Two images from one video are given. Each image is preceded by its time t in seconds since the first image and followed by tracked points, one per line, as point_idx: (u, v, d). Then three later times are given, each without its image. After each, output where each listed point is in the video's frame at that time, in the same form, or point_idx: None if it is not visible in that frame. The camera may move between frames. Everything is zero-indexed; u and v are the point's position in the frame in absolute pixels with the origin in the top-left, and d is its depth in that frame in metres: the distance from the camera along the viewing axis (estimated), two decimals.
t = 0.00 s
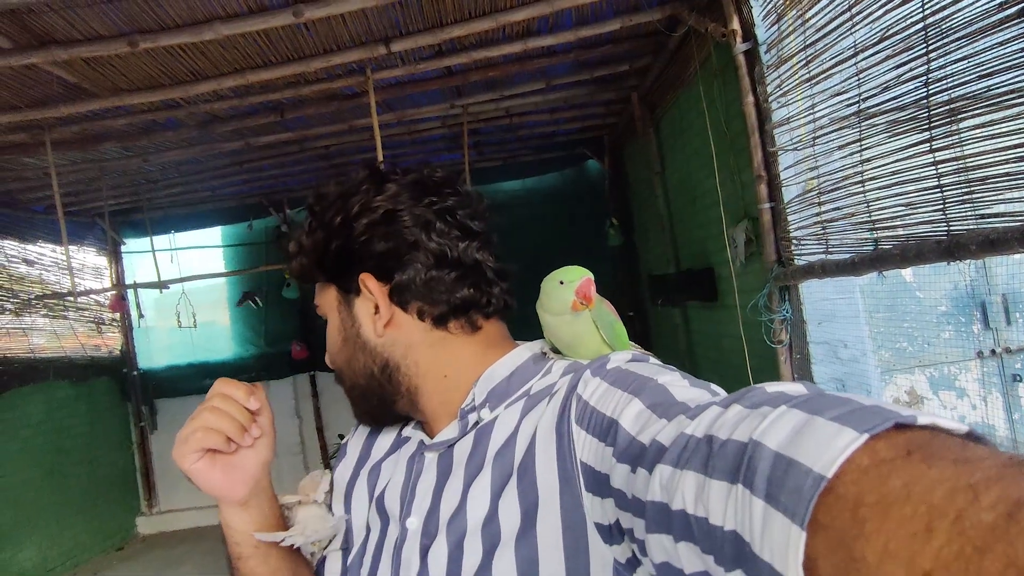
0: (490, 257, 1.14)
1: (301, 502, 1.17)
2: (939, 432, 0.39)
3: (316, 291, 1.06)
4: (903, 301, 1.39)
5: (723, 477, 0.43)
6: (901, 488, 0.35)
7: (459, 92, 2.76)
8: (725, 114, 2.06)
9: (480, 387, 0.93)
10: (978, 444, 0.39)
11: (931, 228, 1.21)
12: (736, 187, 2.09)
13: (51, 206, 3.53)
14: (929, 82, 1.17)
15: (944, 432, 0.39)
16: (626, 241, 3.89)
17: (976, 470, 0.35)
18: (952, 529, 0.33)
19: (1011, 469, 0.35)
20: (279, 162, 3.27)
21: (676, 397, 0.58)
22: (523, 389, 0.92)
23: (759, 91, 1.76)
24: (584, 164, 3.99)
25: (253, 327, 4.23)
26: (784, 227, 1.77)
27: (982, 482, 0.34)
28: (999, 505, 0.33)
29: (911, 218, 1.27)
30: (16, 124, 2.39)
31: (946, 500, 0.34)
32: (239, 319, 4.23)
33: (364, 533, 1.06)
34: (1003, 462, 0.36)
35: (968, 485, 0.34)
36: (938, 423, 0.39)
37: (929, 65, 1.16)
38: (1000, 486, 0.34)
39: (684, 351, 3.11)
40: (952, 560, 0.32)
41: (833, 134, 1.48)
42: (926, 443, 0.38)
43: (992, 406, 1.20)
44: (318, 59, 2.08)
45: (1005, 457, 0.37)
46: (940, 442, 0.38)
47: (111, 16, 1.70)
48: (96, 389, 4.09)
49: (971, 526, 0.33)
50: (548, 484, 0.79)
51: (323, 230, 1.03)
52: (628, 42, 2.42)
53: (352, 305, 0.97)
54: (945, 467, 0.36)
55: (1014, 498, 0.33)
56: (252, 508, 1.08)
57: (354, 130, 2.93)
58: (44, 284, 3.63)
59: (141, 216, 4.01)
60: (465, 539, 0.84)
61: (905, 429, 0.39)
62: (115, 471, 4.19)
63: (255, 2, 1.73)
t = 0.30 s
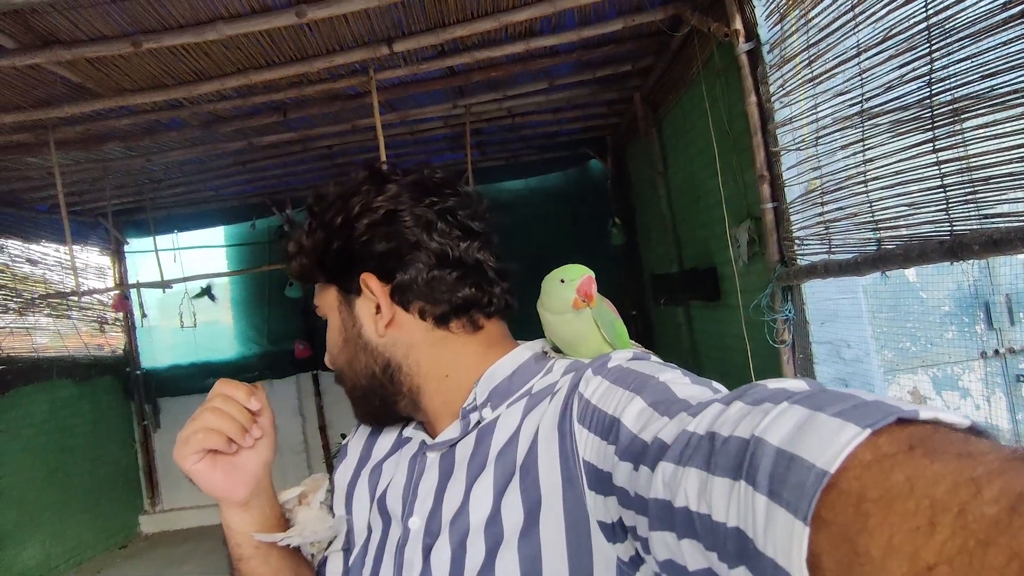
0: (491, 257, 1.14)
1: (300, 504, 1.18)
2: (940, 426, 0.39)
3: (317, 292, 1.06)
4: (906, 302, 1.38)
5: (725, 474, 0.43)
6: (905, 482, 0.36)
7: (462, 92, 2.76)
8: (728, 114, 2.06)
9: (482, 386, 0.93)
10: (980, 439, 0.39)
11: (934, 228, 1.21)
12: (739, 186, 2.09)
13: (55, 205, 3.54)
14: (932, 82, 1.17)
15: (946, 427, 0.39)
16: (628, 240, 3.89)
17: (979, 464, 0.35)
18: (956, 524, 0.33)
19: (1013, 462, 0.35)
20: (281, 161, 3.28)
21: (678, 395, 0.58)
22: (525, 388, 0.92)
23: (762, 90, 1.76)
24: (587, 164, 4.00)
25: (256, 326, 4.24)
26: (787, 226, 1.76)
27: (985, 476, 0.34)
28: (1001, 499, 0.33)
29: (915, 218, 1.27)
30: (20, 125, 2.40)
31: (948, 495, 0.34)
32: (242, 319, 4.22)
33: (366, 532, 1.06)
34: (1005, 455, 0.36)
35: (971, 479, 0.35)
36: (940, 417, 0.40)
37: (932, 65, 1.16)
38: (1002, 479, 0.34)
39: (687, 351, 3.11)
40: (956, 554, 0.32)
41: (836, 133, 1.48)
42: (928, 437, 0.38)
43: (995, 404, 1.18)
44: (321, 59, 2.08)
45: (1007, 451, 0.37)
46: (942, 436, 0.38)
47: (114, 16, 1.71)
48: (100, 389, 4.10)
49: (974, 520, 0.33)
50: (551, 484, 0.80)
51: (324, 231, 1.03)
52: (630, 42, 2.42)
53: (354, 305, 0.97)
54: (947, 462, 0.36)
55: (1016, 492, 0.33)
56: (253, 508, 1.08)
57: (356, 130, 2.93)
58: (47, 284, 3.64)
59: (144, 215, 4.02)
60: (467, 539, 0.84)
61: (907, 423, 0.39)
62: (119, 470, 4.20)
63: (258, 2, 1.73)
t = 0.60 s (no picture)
0: (492, 256, 1.14)
1: (301, 504, 1.15)
2: (944, 426, 0.39)
3: (317, 293, 1.06)
4: (909, 302, 1.38)
5: (729, 475, 0.43)
6: (908, 482, 0.35)
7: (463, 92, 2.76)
8: (730, 114, 2.06)
9: (484, 386, 0.92)
10: (985, 438, 0.38)
11: (938, 228, 1.21)
12: (741, 186, 2.08)
13: (57, 206, 3.55)
14: (936, 81, 1.16)
15: (950, 426, 0.39)
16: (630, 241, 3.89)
17: (984, 463, 0.35)
18: (960, 523, 0.33)
19: (1018, 462, 0.35)
20: (283, 162, 3.28)
21: (681, 395, 0.57)
22: (527, 388, 0.92)
23: (764, 90, 1.75)
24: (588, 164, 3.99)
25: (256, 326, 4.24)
26: (790, 227, 1.76)
27: (990, 475, 0.34)
28: (1007, 499, 0.33)
29: (918, 218, 1.26)
30: (22, 125, 2.40)
31: (952, 494, 0.34)
32: (243, 319, 4.24)
33: (368, 533, 1.06)
34: (1010, 455, 0.35)
35: (975, 478, 0.34)
36: (944, 417, 0.39)
37: (936, 64, 1.16)
38: (1007, 478, 0.34)
39: (688, 351, 3.11)
40: (959, 555, 0.32)
41: (839, 133, 1.47)
42: (932, 437, 0.37)
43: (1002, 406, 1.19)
44: (323, 59, 2.08)
45: (1013, 450, 0.36)
46: (946, 437, 0.38)
47: (117, 16, 1.71)
48: (101, 389, 4.10)
49: (979, 520, 0.33)
50: (554, 485, 0.79)
51: (323, 231, 1.03)
52: (632, 42, 2.42)
53: (354, 306, 0.97)
54: (952, 461, 0.35)
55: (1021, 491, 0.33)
56: (254, 510, 1.08)
57: (358, 130, 2.93)
58: (49, 284, 3.65)
59: (145, 216, 4.03)
60: (471, 540, 0.84)
61: (911, 423, 0.39)
62: (120, 471, 4.20)
63: (261, 2, 1.73)
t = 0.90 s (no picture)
0: (492, 256, 1.14)
1: (298, 506, 1.15)
2: (947, 425, 0.39)
3: (315, 293, 1.05)
4: (910, 302, 1.38)
5: (731, 474, 0.43)
6: (911, 481, 0.35)
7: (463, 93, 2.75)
8: (731, 113, 2.05)
9: (484, 386, 0.92)
10: (988, 438, 0.38)
11: (940, 227, 1.20)
12: (742, 186, 2.08)
13: (56, 206, 3.55)
14: (937, 79, 1.16)
15: (953, 426, 0.39)
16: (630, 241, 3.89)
17: (987, 462, 0.34)
18: (963, 523, 0.33)
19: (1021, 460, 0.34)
20: (282, 162, 3.28)
21: (682, 393, 0.57)
22: (527, 388, 0.92)
23: (765, 89, 1.75)
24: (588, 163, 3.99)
25: (256, 327, 4.25)
26: (791, 226, 1.76)
27: (993, 473, 0.34)
28: (1010, 498, 0.32)
29: (920, 217, 1.26)
30: (21, 125, 2.39)
31: (955, 494, 0.34)
32: (243, 319, 4.24)
33: (367, 534, 1.06)
34: (1013, 454, 0.35)
35: (978, 477, 0.34)
36: (946, 416, 0.39)
37: (937, 63, 1.15)
38: (1011, 477, 0.33)
39: (689, 351, 3.10)
40: (962, 554, 0.32)
41: (839, 132, 1.47)
42: (935, 436, 0.37)
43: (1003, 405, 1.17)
44: (322, 59, 2.08)
45: (1016, 449, 0.36)
46: (949, 436, 0.37)
47: (116, 16, 1.71)
48: (101, 390, 4.10)
49: (981, 519, 0.32)
50: (555, 484, 0.79)
51: (323, 231, 1.03)
52: (632, 41, 2.42)
53: (354, 305, 0.97)
54: (954, 460, 0.35)
55: None
56: (252, 512, 1.07)
57: (358, 130, 2.93)
58: (49, 285, 3.65)
59: (145, 216, 4.03)
60: (472, 541, 0.83)
61: (914, 423, 0.38)
62: (120, 472, 4.20)
63: (260, 2, 1.73)
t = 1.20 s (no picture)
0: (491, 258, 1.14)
1: (293, 511, 1.14)
2: (947, 430, 0.38)
3: (312, 292, 1.03)
4: (910, 302, 1.37)
5: (730, 478, 0.42)
6: (910, 487, 0.35)
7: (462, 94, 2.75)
8: (729, 113, 2.05)
9: (483, 389, 0.92)
10: (988, 444, 0.38)
11: (940, 227, 1.20)
12: (741, 186, 2.08)
13: (54, 208, 3.54)
14: (937, 79, 1.16)
15: (952, 431, 0.38)
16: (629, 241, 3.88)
17: (987, 468, 0.34)
18: (962, 529, 0.32)
19: (1021, 466, 0.34)
20: (280, 163, 3.28)
21: (682, 396, 0.57)
22: (526, 391, 0.91)
23: (764, 89, 1.75)
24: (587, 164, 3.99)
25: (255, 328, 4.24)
26: (790, 226, 1.76)
27: (993, 480, 0.33)
28: (1009, 504, 0.32)
29: (920, 218, 1.25)
30: (19, 127, 2.39)
31: (954, 500, 0.33)
32: (242, 321, 4.24)
33: (361, 538, 1.05)
34: (1014, 460, 0.35)
35: (977, 483, 0.34)
36: (946, 421, 0.38)
37: (937, 63, 1.15)
38: (1011, 484, 0.33)
39: (689, 352, 3.09)
40: (961, 560, 0.31)
41: (839, 132, 1.47)
42: (935, 441, 0.37)
43: (1003, 406, 1.18)
44: (321, 60, 2.08)
45: (1016, 455, 0.35)
46: (950, 441, 0.37)
47: (114, 18, 1.70)
48: (100, 392, 4.09)
49: (981, 526, 0.32)
50: (553, 488, 0.79)
51: (325, 229, 1.01)
52: (631, 42, 2.41)
53: (356, 304, 0.95)
54: (953, 465, 0.35)
55: None
56: (246, 516, 1.06)
57: (356, 131, 2.93)
58: (47, 287, 3.64)
59: (144, 218, 4.02)
60: (469, 544, 0.83)
61: (914, 427, 0.38)
62: (119, 474, 4.19)
63: (259, 4, 1.73)
